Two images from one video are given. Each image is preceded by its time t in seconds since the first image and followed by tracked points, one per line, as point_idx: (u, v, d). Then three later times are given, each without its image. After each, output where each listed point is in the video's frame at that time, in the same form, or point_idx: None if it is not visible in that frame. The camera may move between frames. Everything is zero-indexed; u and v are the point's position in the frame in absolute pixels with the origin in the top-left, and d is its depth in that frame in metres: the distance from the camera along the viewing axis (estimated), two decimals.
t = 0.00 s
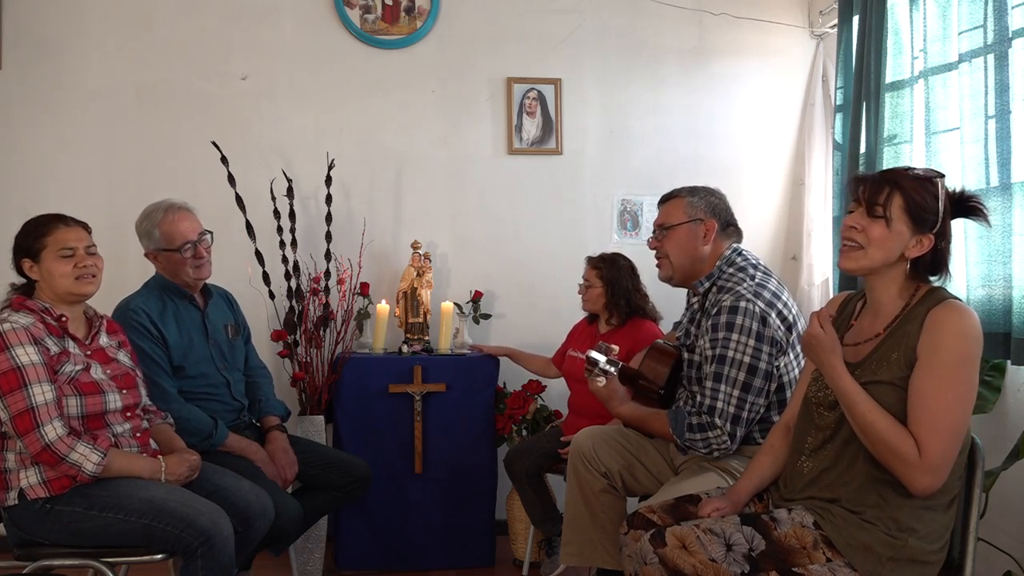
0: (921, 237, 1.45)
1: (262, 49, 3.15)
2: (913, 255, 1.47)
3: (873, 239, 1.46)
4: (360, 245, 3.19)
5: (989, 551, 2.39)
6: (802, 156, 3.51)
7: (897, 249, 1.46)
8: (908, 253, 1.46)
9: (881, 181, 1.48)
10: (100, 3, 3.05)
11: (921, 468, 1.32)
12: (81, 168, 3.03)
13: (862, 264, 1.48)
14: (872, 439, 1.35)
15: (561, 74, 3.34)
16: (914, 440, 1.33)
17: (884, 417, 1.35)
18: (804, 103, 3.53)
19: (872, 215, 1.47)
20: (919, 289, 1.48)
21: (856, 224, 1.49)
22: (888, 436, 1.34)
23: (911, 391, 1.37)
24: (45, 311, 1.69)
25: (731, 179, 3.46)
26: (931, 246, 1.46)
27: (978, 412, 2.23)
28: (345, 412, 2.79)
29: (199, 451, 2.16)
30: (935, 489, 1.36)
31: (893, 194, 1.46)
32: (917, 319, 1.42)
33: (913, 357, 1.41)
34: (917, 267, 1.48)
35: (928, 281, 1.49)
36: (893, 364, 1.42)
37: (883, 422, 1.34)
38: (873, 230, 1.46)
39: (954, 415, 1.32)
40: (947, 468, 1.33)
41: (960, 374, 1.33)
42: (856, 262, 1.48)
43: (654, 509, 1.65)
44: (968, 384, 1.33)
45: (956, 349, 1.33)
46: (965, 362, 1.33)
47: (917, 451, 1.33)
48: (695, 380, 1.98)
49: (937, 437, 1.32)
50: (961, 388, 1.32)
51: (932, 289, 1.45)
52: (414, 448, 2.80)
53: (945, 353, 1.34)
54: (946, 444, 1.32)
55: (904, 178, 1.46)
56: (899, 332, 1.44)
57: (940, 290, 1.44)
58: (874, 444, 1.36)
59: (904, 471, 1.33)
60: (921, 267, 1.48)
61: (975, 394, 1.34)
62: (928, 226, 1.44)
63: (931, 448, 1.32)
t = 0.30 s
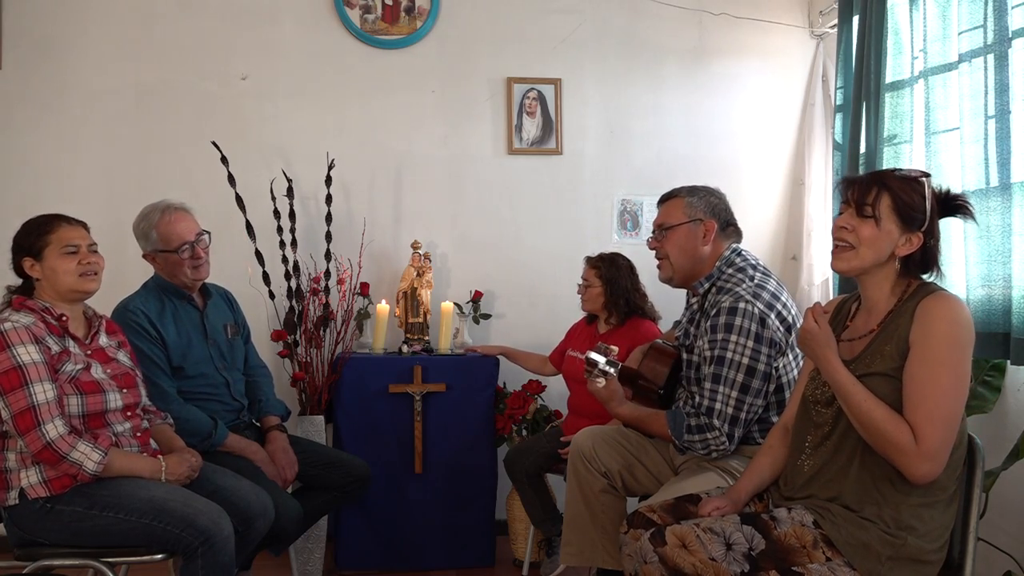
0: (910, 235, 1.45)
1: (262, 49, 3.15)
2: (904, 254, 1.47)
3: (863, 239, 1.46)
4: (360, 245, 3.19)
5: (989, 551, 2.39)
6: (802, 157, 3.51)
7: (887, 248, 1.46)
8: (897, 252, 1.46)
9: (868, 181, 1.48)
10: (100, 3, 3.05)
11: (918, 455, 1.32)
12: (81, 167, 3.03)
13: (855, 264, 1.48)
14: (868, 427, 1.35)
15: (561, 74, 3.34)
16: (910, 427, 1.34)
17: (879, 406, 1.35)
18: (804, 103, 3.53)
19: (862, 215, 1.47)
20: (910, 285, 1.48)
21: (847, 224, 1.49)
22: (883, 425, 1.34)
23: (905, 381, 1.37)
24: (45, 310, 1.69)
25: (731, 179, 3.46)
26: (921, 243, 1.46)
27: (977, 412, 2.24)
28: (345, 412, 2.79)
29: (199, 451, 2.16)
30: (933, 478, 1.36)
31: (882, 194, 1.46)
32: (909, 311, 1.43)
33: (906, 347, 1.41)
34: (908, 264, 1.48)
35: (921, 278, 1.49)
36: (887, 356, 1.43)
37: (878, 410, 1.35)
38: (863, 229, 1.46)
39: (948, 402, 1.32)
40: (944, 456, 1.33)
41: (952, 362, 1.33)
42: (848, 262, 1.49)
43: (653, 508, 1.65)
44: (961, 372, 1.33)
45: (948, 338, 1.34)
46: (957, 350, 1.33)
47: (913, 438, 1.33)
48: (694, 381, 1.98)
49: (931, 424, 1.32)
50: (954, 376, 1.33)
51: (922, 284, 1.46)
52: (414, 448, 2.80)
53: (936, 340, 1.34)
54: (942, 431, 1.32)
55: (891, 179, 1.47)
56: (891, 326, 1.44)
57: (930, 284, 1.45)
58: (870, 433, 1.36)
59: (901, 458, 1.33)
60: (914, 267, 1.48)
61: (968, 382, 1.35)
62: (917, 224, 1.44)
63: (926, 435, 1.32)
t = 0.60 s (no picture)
0: (902, 235, 1.46)
1: (262, 49, 3.15)
2: (897, 254, 1.47)
3: (856, 239, 1.46)
4: (360, 245, 3.19)
5: (989, 551, 2.39)
6: (802, 156, 3.51)
7: (880, 248, 1.46)
8: (890, 251, 1.47)
9: (858, 183, 1.49)
10: (101, 3, 3.05)
11: (914, 451, 1.32)
12: (81, 167, 3.03)
13: (850, 265, 1.47)
14: (864, 425, 1.36)
15: (561, 74, 3.34)
16: (905, 426, 1.34)
17: (874, 404, 1.35)
18: (804, 103, 3.53)
19: (856, 216, 1.47)
20: (902, 283, 1.49)
21: (840, 225, 1.48)
22: (878, 422, 1.34)
23: (899, 378, 1.37)
24: (50, 308, 1.70)
25: (731, 179, 3.46)
26: (912, 243, 1.46)
27: (977, 412, 2.24)
28: (345, 411, 2.79)
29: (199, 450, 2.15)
30: (931, 475, 1.35)
31: (874, 195, 1.46)
32: (900, 308, 1.43)
33: (899, 344, 1.41)
34: (901, 264, 1.48)
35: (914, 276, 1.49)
36: (880, 354, 1.43)
37: (873, 408, 1.35)
38: (856, 230, 1.46)
39: (942, 397, 1.32)
40: (941, 452, 1.33)
41: (945, 357, 1.33)
42: (841, 263, 1.49)
43: (653, 508, 1.65)
44: (954, 366, 1.33)
45: (939, 333, 1.34)
46: (949, 345, 1.33)
47: (908, 434, 1.33)
48: (693, 381, 1.98)
49: (926, 419, 1.32)
50: (947, 371, 1.33)
51: (913, 281, 1.46)
52: (414, 448, 2.80)
53: (927, 335, 1.35)
54: (936, 427, 1.32)
55: (882, 180, 1.47)
56: (883, 325, 1.45)
57: (921, 281, 1.45)
58: (866, 432, 1.36)
59: (898, 456, 1.33)
60: (908, 267, 1.48)
61: (962, 377, 1.35)
62: (908, 224, 1.45)
63: (921, 431, 1.32)
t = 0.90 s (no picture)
0: (895, 235, 1.46)
1: (262, 49, 3.15)
2: (889, 254, 1.47)
3: (847, 240, 1.46)
4: (360, 245, 3.19)
5: (989, 550, 2.39)
6: (802, 156, 3.51)
7: (872, 248, 1.46)
8: (883, 252, 1.46)
9: (847, 184, 1.49)
10: (101, 3, 3.05)
11: (912, 454, 1.32)
12: (81, 168, 3.03)
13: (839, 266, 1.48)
14: (861, 429, 1.36)
15: (561, 74, 3.34)
16: (903, 429, 1.33)
17: (871, 408, 1.35)
18: (804, 103, 3.53)
19: (846, 217, 1.47)
20: (897, 284, 1.48)
21: (831, 227, 1.49)
22: (875, 426, 1.34)
23: (896, 381, 1.37)
24: (58, 307, 1.70)
25: (731, 179, 3.46)
26: (905, 243, 1.46)
27: (978, 412, 2.24)
28: (345, 411, 2.79)
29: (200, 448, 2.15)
30: (930, 476, 1.35)
31: (864, 196, 1.46)
32: (895, 310, 1.43)
33: (895, 347, 1.41)
34: (894, 264, 1.48)
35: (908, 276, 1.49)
36: (877, 357, 1.43)
37: (870, 412, 1.35)
38: (847, 231, 1.47)
39: (939, 399, 1.32)
40: (939, 454, 1.33)
41: (941, 359, 1.33)
42: (833, 264, 1.49)
43: (653, 509, 1.65)
44: (951, 369, 1.33)
45: (935, 335, 1.34)
46: (946, 348, 1.33)
47: (906, 437, 1.33)
48: (694, 381, 1.98)
49: (923, 422, 1.32)
50: (943, 373, 1.33)
51: (909, 282, 1.46)
52: (414, 448, 2.80)
53: (924, 338, 1.35)
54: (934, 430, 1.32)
55: (872, 181, 1.47)
56: (880, 327, 1.44)
57: (916, 282, 1.45)
58: (863, 435, 1.36)
59: (897, 460, 1.33)
60: (900, 265, 1.48)
61: (959, 378, 1.35)
62: (900, 224, 1.45)
63: (918, 434, 1.32)
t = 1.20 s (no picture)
0: (881, 234, 1.45)
1: (262, 49, 3.15)
2: (877, 254, 1.46)
3: (831, 240, 1.47)
4: (360, 245, 3.19)
5: (989, 550, 2.39)
6: (802, 157, 3.51)
7: (858, 249, 1.46)
8: (870, 252, 1.46)
9: (832, 186, 1.50)
10: (101, 2, 3.05)
11: (909, 460, 1.32)
12: (81, 167, 3.03)
13: (824, 269, 1.48)
14: (858, 435, 1.36)
15: (562, 74, 3.34)
16: (900, 434, 1.33)
17: (867, 413, 1.35)
18: (804, 103, 3.53)
19: (829, 219, 1.48)
20: (891, 287, 1.48)
21: (816, 229, 1.49)
22: (872, 432, 1.34)
23: (891, 386, 1.37)
24: (60, 306, 1.70)
25: (731, 179, 3.46)
26: (893, 241, 1.46)
27: (977, 412, 2.24)
28: (345, 411, 2.79)
29: (200, 446, 2.14)
30: (929, 480, 1.35)
31: (845, 197, 1.47)
32: (891, 313, 1.43)
33: (891, 350, 1.41)
34: (884, 264, 1.47)
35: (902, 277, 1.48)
36: (873, 361, 1.43)
37: (866, 418, 1.35)
38: (830, 233, 1.47)
39: (935, 403, 1.32)
40: (937, 458, 1.32)
41: (937, 363, 1.33)
42: (818, 267, 1.49)
43: (652, 509, 1.65)
44: (946, 372, 1.33)
45: (929, 339, 1.34)
46: (940, 352, 1.33)
47: (903, 443, 1.33)
48: (694, 380, 1.98)
49: (920, 427, 1.32)
50: (938, 377, 1.32)
51: (903, 285, 1.46)
52: (413, 448, 2.80)
53: (919, 342, 1.34)
54: (931, 435, 1.32)
55: (856, 181, 1.48)
56: (875, 330, 1.44)
57: (910, 284, 1.44)
58: (860, 440, 1.36)
59: (894, 465, 1.33)
60: (889, 263, 1.47)
61: (955, 380, 1.34)
62: (886, 223, 1.45)
63: (915, 439, 1.32)
